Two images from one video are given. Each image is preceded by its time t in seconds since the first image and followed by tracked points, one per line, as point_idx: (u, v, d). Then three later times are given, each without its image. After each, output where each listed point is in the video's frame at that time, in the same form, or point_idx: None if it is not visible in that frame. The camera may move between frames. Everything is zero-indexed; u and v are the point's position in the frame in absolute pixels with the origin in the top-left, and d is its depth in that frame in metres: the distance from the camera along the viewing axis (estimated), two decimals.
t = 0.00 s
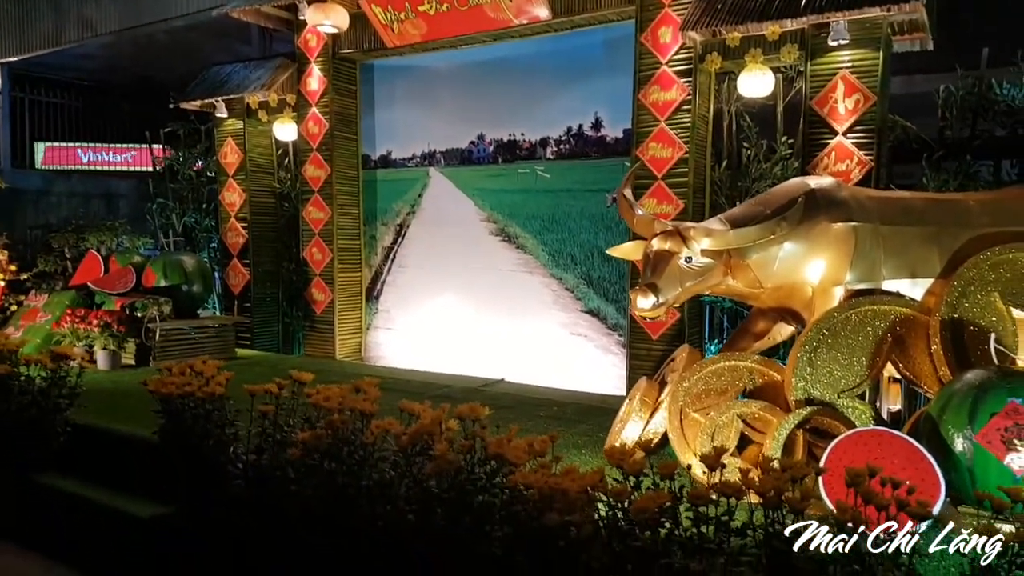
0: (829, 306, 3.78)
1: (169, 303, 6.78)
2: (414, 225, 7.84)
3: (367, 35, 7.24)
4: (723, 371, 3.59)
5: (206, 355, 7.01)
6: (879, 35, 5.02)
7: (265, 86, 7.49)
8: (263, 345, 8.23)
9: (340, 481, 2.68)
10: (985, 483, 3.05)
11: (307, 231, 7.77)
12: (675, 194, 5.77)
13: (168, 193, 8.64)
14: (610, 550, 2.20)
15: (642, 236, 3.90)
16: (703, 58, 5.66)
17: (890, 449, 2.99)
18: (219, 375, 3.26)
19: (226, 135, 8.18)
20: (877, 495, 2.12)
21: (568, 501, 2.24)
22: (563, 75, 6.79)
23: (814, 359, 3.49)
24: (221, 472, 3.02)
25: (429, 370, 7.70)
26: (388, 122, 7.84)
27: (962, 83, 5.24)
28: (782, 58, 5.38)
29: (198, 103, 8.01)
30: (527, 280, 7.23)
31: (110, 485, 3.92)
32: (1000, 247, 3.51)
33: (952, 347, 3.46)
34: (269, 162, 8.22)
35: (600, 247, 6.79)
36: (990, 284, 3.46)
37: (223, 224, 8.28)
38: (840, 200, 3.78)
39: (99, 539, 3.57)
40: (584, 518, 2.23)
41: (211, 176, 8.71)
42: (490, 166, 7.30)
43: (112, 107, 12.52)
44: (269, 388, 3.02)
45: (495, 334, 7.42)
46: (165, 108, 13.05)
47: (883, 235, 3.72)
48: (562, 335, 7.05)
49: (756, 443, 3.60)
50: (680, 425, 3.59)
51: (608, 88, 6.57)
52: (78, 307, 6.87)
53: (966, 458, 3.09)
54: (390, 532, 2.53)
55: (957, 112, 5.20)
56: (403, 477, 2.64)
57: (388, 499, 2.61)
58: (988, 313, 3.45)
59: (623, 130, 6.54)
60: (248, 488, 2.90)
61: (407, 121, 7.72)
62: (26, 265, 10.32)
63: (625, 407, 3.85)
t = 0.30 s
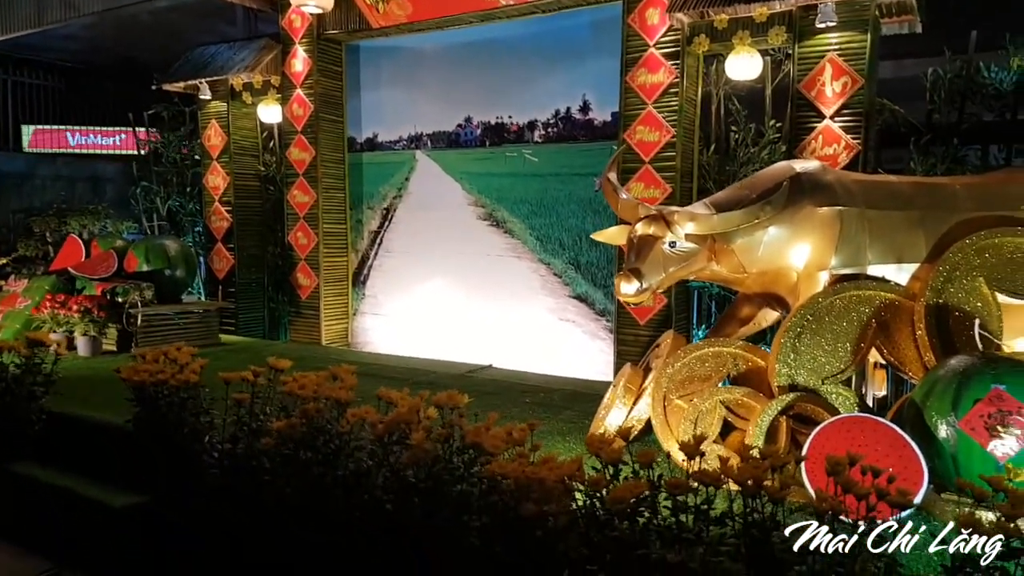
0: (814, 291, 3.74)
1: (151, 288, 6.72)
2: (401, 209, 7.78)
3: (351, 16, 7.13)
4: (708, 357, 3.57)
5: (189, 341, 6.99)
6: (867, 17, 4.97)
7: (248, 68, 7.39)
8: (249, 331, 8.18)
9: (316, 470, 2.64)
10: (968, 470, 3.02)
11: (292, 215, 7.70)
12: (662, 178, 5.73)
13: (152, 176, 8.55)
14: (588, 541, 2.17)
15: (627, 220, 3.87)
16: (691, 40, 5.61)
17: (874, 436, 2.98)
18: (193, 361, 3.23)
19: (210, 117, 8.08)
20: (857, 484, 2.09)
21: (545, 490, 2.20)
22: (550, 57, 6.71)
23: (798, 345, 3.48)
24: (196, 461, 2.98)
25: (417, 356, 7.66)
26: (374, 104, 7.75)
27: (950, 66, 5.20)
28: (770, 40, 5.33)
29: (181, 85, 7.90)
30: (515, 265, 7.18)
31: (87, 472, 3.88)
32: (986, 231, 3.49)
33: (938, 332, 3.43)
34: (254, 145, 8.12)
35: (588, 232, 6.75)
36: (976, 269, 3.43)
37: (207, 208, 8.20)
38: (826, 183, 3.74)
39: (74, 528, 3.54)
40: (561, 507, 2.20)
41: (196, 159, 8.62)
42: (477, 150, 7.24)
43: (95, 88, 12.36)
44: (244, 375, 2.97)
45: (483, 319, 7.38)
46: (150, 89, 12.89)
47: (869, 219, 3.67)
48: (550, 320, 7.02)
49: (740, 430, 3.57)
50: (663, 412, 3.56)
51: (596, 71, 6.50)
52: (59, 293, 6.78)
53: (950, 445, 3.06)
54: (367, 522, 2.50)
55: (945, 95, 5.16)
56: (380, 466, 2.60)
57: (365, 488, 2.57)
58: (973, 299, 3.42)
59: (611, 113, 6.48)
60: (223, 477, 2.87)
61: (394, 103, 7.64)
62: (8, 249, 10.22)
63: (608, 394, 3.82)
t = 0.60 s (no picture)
0: (793, 281, 3.72)
1: (125, 280, 6.65)
2: (381, 198, 7.69)
3: (330, 1, 7.02)
4: (686, 348, 3.53)
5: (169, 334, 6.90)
6: (849, 5, 4.93)
7: (225, 54, 7.28)
8: (226, 322, 8.11)
9: (285, 466, 2.59)
10: (946, 462, 3.01)
11: (270, 204, 7.61)
12: (645, 167, 5.68)
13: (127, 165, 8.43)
14: (560, 537, 2.14)
15: (606, 210, 3.82)
16: (673, 27, 5.56)
17: (852, 428, 2.94)
18: (159, 353, 3.19)
19: (186, 105, 7.96)
20: (832, 480, 2.06)
21: (517, 486, 2.18)
22: (532, 44, 6.64)
23: (776, 336, 3.45)
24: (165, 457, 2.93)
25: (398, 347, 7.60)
26: (354, 92, 7.65)
27: (932, 55, 5.18)
28: (752, 28, 5.29)
29: (157, 71, 7.78)
30: (496, 255, 7.12)
31: (54, 466, 3.82)
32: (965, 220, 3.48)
33: (917, 323, 3.42)
34: (231, 133, 8.01)
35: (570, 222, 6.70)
36: (955, 259, 3.43)
37: (184, 197, 8.09)
38: (805, 172, 3.71)
39: (39, 523, 3.48)
40: (532, 503, 2.16)
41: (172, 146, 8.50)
42: (459, 138, 7.17)
43: (71, 75, 12.19)
44: (213, 369, 2.91)
45: (465, 310, 7.32)
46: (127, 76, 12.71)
47: (848, 208, 3.64)
48: (532, 311, 6.97)
49: (718, 422, 3.55)
50: (642, 404, 3.52)
51: (578, 58, 6.44)
52: (30, 284, 6.75)
53: (927, 437, 3.05)
54: (337, 519, 2.46)
55: (927, 84, 5.14)
56: (351, 462, 2.55)
57: (336, 484, 2.53)
58: (952, 289, 3.42)
59: (593, 101, 6.42)
60: (191, 473, 2.82)
61: (374, 90, 7.54)
62: None
63: (588, 385, 3.79)
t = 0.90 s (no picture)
0: (761, 274, 3.71)
1: (91, 274, 6.59)
2: (354, 189, 7.62)
3: None
4: (654, 342, 3.52)
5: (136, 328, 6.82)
6: None
7: (194, 43, 7.21)
8: (197, 317, 8.02)
9: (241, 465, 2.53)
10: (911, 455, 3.01)
11: (241, 196, 7.52)
12: (618, 159, 5.63)
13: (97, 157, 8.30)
14: (518, 537, 2.10)
15: (574, 202, 3.79)
16: (646, 18, 5.51)
17: (816, 421, 2.93)
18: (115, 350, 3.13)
19: (155, 95, 7.84)
20: (788, 477, 2.09)
21: (473, 486, 2.14)
22: (505, 34, 6.59)
23: (743, 330, 3.43)
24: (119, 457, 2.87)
25: (372, 341, 7.54)
26: (326, 81, 7.56)
27: (903, 47, 5.17)
28: (724, 19, 5.26)
29: (125, 61, 7.67)
30: (471, 248, 7.07)
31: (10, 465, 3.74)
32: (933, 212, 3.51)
33: (884, 316, 3.42)
34: (202, 124, 7.91)
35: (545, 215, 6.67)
36: (924, 251, 3.45)
37: (154, 189, 7.97)
38: (774, 165, 3.69)
39: None
40: (488, 503, 2.12)
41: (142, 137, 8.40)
42: (433, 129, 7.11)
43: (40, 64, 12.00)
44: (169, 366, 2.85)
45: (440, 303, 7.27)
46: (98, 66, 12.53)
47: (816, 200, 3.63)
48: (507, 305, 6.94)
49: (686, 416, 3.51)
50: (610, 399, 3.52)
51: (551, 49, 6.40)
52: None
53: (893, 431, 3.04)
54: (294, 519, 2.40)
55: (898, 76, 5.15)
56: (309, 461, 2.50)
57: (293, 484, 2.47)
58: (920, 281, 3.44)
59: (567, 93, 6.39)
60: (146, 474, 2.76)
61: (346, 81, 7.45)
62: None
63: (557, 379, 3.76)
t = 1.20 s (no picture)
0: (736, 268, 3.69)
1: (60, 269, 6.45)
2: (330, 183, 7.54)
3: None
4: (628, 337, 3.48)
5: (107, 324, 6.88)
6: None
7: (165, 34, 7.05)
8: (171, 313, 7.93)
9: (201, 465, 2.48)
10: (884, 451, 3.00)
11: (214, 190, 7.43)
12: (595, 153, 5.59)
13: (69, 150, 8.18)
14: (483, 538, 2.06)
15: (547, 196, 3.75)
16: (622, 11, 5.47)
17: (790, 418, 2.97)
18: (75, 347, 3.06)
19: (127, 87, 7.72)
20: (756, 476, 2.08)
21: (438, 486, 2.08)
22: (482, 27, 6.54)
23: (717, 325, 3.41)
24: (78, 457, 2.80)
25: (349, 337, 7.47)
26: (300, 73, 7.49)
27: (881, 41, 5.15)
28: (700, 12, 5.23)
29: (95, 52, 7.55)
30: (448, 243, 7.01)
31: None
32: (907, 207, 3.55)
33: (857, 311, 3.41)
34: (175, 117, 7.79)
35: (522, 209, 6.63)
36: (899, 246, 3.48)
37: (126, 183, 7.86)
38: (748, 158, 3.67)
39: None
40: (452, 504, 2.08)
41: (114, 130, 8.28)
42: (410, 123, 7.04)
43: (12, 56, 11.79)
44: (129, 363, 2.78)
45: (416, 299, 7.21)
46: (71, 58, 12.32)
47: (791, 194, 3.63)
48: (484, 300, 6.89)
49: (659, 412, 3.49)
50: (583, 395, 3.48)
51: (527, 42, 6.36)
52: None
53: (866, 427, 3.03)
54: (254, 522, 2.35)
55: (874, 70, 5.14)
56: (272, 461, 2.45)
57: (255, 485, 2.41)
58: (894, 276, 3.45)
59: (544, 86, 6.35)
60: (105, 474, 2.70)
61: (321, 73, 7.38)
62: None
63: (532, 376, 3.70)
